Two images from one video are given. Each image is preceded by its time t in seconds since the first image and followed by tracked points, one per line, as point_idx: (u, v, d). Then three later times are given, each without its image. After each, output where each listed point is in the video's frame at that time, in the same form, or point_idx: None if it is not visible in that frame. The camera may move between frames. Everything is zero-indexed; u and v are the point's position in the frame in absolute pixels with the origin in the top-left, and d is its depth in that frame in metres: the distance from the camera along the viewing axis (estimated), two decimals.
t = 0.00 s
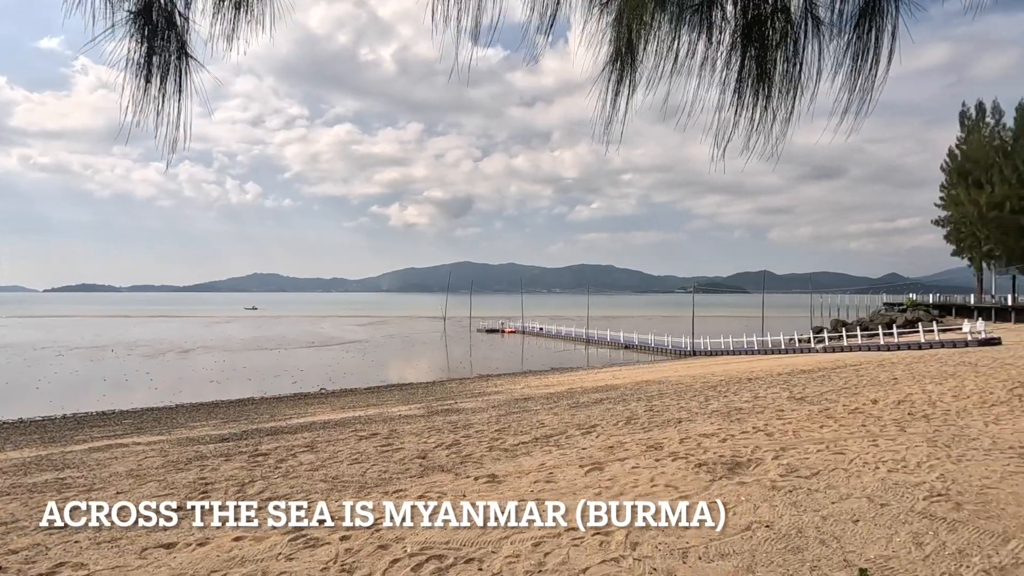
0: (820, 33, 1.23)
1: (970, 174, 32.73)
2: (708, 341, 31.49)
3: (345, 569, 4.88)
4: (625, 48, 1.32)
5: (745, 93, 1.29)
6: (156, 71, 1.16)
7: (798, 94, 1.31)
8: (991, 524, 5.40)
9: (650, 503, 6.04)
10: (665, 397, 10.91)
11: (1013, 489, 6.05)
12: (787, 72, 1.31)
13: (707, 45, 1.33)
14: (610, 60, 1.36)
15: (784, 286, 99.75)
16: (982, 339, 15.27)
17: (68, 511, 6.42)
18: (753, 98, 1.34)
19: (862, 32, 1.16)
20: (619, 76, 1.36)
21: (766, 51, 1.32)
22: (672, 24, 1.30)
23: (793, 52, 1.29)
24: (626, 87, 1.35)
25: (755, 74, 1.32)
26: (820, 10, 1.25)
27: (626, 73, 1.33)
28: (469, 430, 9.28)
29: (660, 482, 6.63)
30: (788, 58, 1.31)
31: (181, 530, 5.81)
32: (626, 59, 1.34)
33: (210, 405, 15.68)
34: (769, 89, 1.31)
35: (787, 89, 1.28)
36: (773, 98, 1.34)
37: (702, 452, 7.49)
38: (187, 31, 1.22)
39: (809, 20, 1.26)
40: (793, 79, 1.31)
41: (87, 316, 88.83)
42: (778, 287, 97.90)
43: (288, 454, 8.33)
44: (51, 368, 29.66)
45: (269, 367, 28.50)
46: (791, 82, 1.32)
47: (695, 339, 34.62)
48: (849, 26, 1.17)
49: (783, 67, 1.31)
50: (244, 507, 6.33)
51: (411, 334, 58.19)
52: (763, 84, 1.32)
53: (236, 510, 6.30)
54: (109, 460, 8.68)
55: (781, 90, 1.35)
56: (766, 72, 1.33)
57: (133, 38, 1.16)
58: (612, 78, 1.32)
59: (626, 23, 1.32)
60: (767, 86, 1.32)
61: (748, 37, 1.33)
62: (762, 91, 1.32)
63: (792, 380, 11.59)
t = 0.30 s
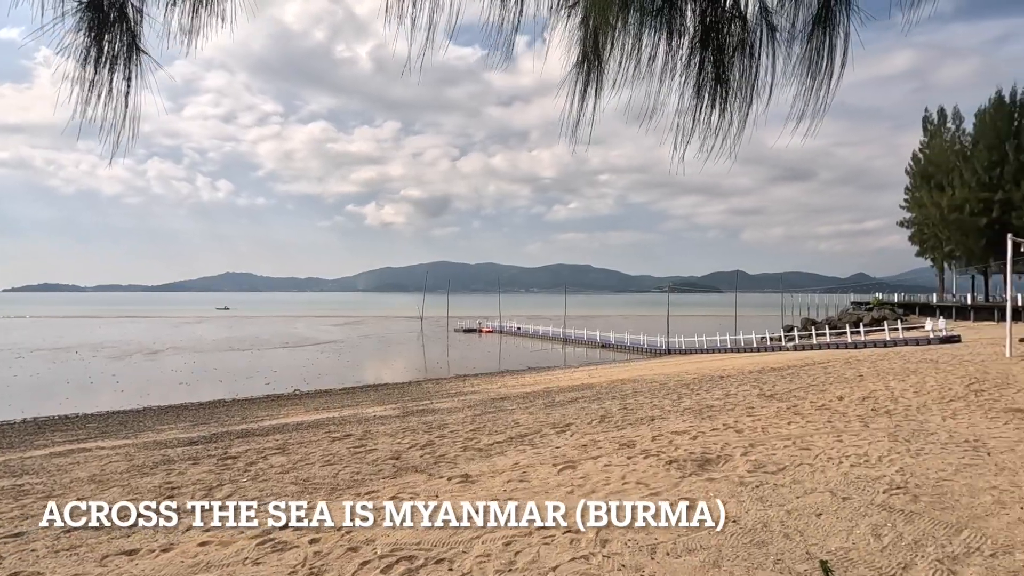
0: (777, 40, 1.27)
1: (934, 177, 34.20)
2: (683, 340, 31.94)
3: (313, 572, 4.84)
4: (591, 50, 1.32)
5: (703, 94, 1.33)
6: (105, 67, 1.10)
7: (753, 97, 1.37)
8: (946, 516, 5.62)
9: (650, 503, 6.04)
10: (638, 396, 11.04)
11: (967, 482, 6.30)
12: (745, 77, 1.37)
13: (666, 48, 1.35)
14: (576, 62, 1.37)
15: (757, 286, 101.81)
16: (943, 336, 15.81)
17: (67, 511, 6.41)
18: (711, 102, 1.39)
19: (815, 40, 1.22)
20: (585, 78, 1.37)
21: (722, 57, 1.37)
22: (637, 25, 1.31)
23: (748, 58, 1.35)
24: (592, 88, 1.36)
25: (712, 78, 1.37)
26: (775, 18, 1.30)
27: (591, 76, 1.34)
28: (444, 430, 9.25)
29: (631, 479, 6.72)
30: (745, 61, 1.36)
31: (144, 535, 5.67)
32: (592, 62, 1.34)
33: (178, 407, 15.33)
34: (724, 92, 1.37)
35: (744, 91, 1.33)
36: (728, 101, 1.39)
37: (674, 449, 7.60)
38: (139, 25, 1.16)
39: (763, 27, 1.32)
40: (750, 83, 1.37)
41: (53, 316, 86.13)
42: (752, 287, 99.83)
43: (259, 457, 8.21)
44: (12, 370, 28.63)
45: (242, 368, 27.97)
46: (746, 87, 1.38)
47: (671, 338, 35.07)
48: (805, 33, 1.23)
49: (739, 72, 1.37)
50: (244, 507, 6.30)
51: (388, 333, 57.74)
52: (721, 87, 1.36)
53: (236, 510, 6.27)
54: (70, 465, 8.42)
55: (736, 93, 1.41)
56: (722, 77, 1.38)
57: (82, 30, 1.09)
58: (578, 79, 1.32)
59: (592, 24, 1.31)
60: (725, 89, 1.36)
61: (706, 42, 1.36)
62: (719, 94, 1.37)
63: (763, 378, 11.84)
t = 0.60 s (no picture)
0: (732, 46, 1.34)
1: (894, 181, 35.28)
2: (655, 338, 32.42)
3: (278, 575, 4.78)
4: (556, 52, 1.35)
5: (662, 98, 1.39)
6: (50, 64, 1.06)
7: (710, 102, 1.43)
8: (900, 506, 5.85)
9: (650, 503, 6.05)
10: (610, 394, 11.17)
11: (920, 473, 6.59)
12: (701, 83, 1.44)
13: (626, 50, 1.38)
14: (543, 64, 1.39)
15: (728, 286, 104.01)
16: (903, 334, 16.41)
17: (68, 510, 6.37)
18: (670, 105, 1.44)
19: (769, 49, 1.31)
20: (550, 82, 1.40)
21: (680, 62, 1.43)
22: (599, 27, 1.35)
23: (704, 64, 1.42)
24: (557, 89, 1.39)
25: (669, 81, 1.43)
26: (730, 27, 1.37)
27: (554, 77, 1.37)
28: (416, 430, 9.21)
29: (601, 476, 6.82)
30: (701, 69, 1.43)
31: (103, 543, 5.50)
32: (556, 62, 1.37)
33: (141, 410, 14.91)
34: (682, 98, 1.43)
35: (698, 96, 1.41)
36: (686, 106, 1.46)
37: (644, 447, 7.73)
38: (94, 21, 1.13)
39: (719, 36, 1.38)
40: (705, 88, 1.44)
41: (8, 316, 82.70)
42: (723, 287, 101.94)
43: (225, 460, 8.05)
44: None
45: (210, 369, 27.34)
46: (702, 92, 1.45)
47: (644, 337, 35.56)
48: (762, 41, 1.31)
49: (694, 77, 1.44)
50: (244, 507, 6.26)
51: (362, 333, 57.19)
52: (676, 92, 1.43)
53: (238, 510, 6.23)
54: (25, 472, 8.11)
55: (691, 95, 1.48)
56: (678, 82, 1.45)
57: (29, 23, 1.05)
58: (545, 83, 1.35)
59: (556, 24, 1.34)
60: (681, 93, 1.43)
61: (664, 47, 1.42)
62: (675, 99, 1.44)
63: (732, 376, 12.11)
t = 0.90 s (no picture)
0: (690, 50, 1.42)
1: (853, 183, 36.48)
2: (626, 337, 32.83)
3: None
4: (520, 53, 1.42)
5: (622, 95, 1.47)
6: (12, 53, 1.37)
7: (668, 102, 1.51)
8: (853, 495, 6.09)
9: (650, 504, 6.03)
10: (580, 391, 11.30)
11: (873, 463, 6.88)
12: (658, 84, 1.52)
13: (587, 51, 1.46)
14: (507, 64, 1.43)
15: (696, 285, 106.20)
16: (859, 331, 17.06)
17: (66, 510, 6.26)
18: (628, 104, 1.53)
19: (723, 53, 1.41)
20: (516, 80, 1.45)
21: (639, 63, 1.51)
22: (561, 28, 1.41)
23: (662, 66, 1.50)
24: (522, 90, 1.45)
25: (628, 82, 1.50)
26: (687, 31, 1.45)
27: (518, 77, 1.43)
28: (385, 429, 9.15)
29: (569, 472, 6.89)
30: (661, 70, 1.51)
31: (54, 551, 5.28)
32: (519, 63, 1.43)
33: (97, 414, 14.36)
34: (640, 97, 1.52)
35: (657, 96, 1.49)
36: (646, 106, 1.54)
37: (611, 442, 7.85)
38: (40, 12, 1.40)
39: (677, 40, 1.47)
40: (663, 90, 1.52)
41: None
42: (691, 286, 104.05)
43: (186, 463, 7.84)
44: None
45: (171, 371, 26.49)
46: (660, 93, 1.53)
47: (615, 335, 35.96)
48: (714, 44, 1.40)
49: (654, 76, 1.52)
50: (206, 510, 6.11)
51: (331, 333, 56.26)
52: (634, 92, 1.51)
53: (212, 512, 6.10)
54: None
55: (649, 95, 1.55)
56: (638, 82, 1.52)
57: None
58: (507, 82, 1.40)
59: (521, 26, 1.40)
60: (639, 93, 1.51)
61: (622, 48, 1.50)
62: (634, 98, 1.52)
63: (698, 372, 12.40)
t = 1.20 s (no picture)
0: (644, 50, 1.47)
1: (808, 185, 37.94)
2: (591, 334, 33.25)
3: None
4: (479, 48, 1.44)
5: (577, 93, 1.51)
6: None
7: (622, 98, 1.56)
8: (802, 485, 6.34)
9: (648, 505, 5.97)
10: (544, 388, 11.41)
11: (822, 453, 7.17)
12: (614, 79, 1.56)
13: (545, 46, 1.48)
14: (466, 59, 1.45)
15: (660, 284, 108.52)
16: (812, 328, 17.79)
17: (66, 509, 6.21)
18: (585, 100, 1.56)
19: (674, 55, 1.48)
20: (474, 77, 1.47)
21: (594, 60, 1.55)
22: (519, 25, 1.44)
23: (617, 64, 1.55)
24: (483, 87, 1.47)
25: (585, 78, 1.54)
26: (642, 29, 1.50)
27: (478, 73, 1.45)
28: (347, 429, 9.02)
29: (532, 469, 6.95)
30: (616, 68, 1.55)
31: None
32: (479, 60, 1.45)
33: (39, 418, 13.66)
34: (595, 93, 1.56)
35: (611, 93, 1.54)
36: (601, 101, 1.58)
37: (574, 438, 7.95)
38: None
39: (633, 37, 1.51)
40: (618, 85, 1.57)
41: None
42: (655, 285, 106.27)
43: (136, 468, 7.54)
44: None
45: (121, 372, 25.40)
46: (617, 88, 1.57)
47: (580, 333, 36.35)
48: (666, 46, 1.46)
49: (608, 73, 1.56)
50: (158, 517, 5.89)
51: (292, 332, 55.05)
52: (591, 89, 1.55)
53: (164, 518, 5.88)
54: None
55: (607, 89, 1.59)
56: (594, 80, 1.56)
57: None
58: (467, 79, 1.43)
59: (481, 22, 1.41)
60: (596, 89, 1.55)
61: (579, 43, 1.52)
62: (590, 95, 1.56)
63: (660, 369, 12.67)
